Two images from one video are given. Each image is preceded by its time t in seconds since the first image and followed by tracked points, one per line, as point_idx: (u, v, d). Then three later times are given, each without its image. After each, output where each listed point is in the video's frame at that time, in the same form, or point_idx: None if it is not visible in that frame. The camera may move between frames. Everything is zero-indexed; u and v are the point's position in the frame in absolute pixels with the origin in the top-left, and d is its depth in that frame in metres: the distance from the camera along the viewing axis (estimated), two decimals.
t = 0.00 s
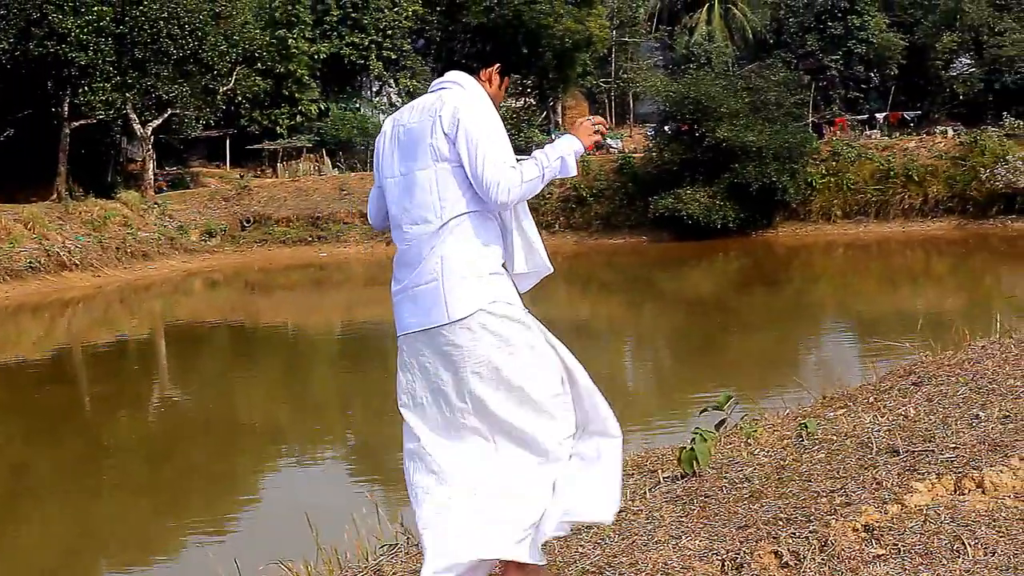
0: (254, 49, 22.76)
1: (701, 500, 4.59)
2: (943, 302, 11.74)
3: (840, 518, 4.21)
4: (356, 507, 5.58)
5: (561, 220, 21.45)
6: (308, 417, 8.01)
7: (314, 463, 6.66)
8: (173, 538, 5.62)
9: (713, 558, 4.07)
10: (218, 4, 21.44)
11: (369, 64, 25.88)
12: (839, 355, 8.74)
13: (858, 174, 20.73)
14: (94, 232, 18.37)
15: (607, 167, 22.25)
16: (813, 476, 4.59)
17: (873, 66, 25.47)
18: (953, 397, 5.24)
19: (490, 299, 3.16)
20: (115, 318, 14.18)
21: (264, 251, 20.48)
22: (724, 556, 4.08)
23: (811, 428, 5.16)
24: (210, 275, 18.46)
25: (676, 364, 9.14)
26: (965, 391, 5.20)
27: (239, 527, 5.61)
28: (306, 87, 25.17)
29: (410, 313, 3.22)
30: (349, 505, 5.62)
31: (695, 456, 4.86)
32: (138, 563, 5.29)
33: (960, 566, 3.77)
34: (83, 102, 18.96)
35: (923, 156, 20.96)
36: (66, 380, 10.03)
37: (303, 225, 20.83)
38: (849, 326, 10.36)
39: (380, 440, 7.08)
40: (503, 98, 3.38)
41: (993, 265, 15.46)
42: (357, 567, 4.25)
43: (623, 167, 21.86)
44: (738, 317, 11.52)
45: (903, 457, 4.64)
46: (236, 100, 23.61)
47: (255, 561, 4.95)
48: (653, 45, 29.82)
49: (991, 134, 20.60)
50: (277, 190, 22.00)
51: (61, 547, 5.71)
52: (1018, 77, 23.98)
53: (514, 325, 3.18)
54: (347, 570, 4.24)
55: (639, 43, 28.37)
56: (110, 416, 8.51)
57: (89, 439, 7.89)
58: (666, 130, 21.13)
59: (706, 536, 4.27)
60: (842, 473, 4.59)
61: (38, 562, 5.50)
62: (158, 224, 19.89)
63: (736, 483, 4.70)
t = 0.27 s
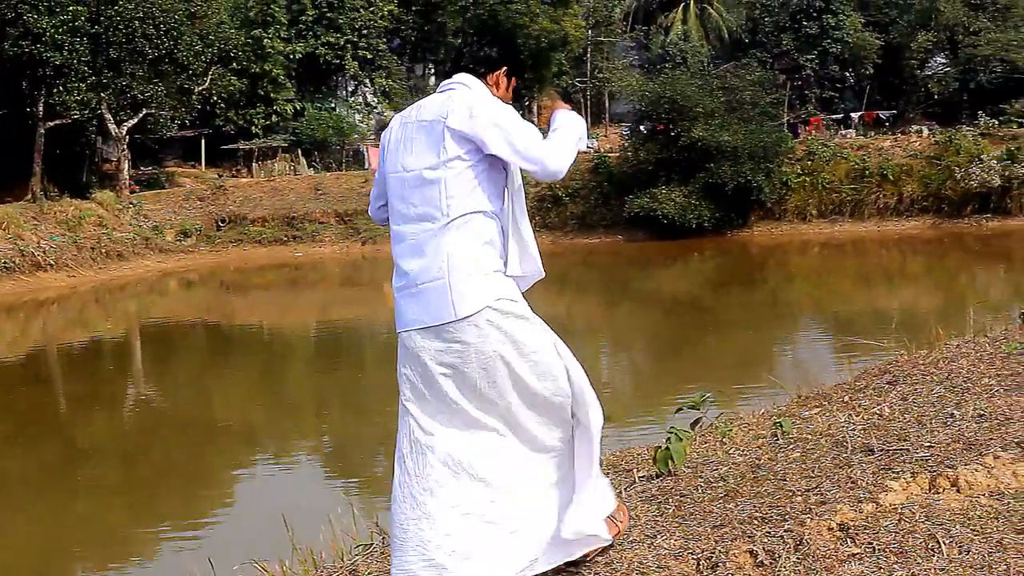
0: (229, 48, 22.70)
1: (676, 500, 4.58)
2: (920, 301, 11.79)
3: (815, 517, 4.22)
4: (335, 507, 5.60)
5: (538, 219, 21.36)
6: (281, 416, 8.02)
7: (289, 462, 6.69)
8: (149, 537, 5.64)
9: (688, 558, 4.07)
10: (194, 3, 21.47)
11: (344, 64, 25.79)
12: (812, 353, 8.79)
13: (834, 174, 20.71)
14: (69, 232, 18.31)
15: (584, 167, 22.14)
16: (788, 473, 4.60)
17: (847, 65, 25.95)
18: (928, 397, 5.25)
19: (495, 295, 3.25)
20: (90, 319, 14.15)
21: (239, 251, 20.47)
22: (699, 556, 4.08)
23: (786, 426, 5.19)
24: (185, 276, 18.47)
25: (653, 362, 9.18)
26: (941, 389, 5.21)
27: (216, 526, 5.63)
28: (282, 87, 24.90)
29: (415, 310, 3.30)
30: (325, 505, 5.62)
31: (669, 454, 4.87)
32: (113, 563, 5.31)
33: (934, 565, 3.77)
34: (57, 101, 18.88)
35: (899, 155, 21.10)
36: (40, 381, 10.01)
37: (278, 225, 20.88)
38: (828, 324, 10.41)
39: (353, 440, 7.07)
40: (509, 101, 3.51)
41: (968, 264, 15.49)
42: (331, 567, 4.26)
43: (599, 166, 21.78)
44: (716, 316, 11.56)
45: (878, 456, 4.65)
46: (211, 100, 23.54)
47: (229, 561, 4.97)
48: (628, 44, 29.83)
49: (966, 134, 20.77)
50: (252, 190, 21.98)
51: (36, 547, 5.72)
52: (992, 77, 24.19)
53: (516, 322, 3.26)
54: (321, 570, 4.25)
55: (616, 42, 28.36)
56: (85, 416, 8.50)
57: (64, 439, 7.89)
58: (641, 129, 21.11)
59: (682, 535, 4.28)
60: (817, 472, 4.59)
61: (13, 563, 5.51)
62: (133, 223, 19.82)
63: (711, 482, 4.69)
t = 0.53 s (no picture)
0: (199, 48, 22.68)
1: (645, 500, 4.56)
2: (889, 299, 11.89)
3: (784, 516, 4.23)
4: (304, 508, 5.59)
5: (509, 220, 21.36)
6: (251, 416, 8.05)
7: (259, 464, 6.70)
8: (117, 538, 5.63)
9: (658, 558, 4.05)
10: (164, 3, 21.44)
11: (314, 65, 25.68)
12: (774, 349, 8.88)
13: (802, 174, 20.93)
14: (37, 232, 18.31)
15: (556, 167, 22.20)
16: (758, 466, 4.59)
17: (816, 64, 26.01)
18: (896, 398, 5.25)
19: (513, 282, 3.35)
20: (58, 320, 14.12)
21: (208, 252, 20.54)
22: (669, 556, 4.06)
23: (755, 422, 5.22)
24: (154, 276, 18.57)
25: (622, 359, 9.25)
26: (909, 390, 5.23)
27: (187, 525, 5.63)
28: (251, 87, 24.58)
29: (433, 300, 3.35)
30: (297, 505, 5.63)
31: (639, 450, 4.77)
32: (81, 563, 5.29)
33: (903, 563, 3.78)
34: (25, 102, 18.81)
35: (867, 155, 21.39)
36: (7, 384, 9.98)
37: (246, 226, 20.99)
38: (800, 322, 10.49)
39: (323, 440, 7.09)
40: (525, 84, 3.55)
41: (936, 263, 15.50)
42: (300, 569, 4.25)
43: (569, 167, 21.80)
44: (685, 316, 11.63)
45: (847, 455, 4.65)
46: (180, 100, 23.54)
47: (198, 561, 4.98)
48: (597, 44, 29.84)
49: (934, 134, 21.02)
50: (221, 190, 21.96)
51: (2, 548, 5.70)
52: (959, 76, 24.86)
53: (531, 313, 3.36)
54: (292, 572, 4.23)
55: (585, 42, 28.32)
56: (54, 418, 8.48)
57: (33, 440, 7.86)
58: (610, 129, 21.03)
59: (651, 535, 4.27)
60: (785, 471, 4.58)
61: None
62: (102, 224, 19.77)
63: (680, 482, 4.67)
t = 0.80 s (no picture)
0: (152, 48, 22.79)
1: (597, 500, 4.59)
2: (843, 297, 11.97)
3: (737, 515, 4.24)
4: (256, 507, 5.58)
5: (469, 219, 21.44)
6: (204, 416, 8.06)
7: (213, 462, 6.76)
8: (69, 538, 5.66)
9: (611, 557, 4.09)
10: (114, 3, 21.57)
11: (267, 65, 26.10)
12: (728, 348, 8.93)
13: (756, 173, 21.87)
14: None
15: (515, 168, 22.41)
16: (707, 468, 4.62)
17: (769, 65, 27.46)
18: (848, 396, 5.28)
19: (507, 258, 3.61)
20: (9, 321, 14.10)
21: (162, 254, 20.51)
22: (622, 555, 4.09)
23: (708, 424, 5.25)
24: (107, 276, 18.56)
25: (571, 358, 9.25)
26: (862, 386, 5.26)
27: (141, 525, 5.64)
28: (204, 87, 25.00)
29: (434, 270, 3.53)
30: (255, 503, 5.65)
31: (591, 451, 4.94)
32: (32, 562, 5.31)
33: (857, 560, 3.78)
34: None
35: (819, 154, 22.29)
36: None
37: (200, 226, 21.01)
38: (756, 320, 10.54)
39: (276, 440, 7.14)
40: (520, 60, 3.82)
41: (888, 262, 15.55)
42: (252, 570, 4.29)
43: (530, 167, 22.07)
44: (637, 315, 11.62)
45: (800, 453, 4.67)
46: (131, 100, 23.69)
47: (150, 562, 4.98)
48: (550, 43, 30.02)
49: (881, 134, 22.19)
50: (174, 191, 21.85)
51: None
52: (912, 76, 25.99)
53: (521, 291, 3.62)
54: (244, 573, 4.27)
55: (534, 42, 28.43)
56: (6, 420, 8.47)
57: None
58: (565, 128, 21.61)
59: (604, 534, 4.30)
60: (738, 470, 4.57)
61: None
62: (54, 225, 19.72)
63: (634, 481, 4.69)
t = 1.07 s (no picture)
0: (89, 50, 22.02)
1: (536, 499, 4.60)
2: (783, 296, 11.97)
3: (675, 514, 4.25)
4: (193, 509, 5.63)
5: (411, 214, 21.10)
6: (140, 416, 8.12)
7: (152, 463, 6.79)
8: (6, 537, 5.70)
9: (550, 556, 4.05)
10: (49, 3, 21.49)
11: (205, 65, 24.17)
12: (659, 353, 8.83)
13: (693, 172, 20.68)
14: None
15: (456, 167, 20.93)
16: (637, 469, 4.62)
17: (708, 64, 24.64)
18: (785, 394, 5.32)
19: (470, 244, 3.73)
20: None
21: (97, 254, 20.21)
22: (561, 553, 4.07)
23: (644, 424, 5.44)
24: (44, 276, 18.67)
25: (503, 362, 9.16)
26: (799, 385, 5.28)
27: (81, 526, 5.66)
28: (142, 87, 23.25)
29: (400, 258, 3.62)
30: (193, 505, 5.69)
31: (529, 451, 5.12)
32: None
33: (794, 560, 3.80)
34: None
35: (757, 153, 21.08)
36: None
37: (138, 227, 20.69)
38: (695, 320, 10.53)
39: (215, 439, 7.18)
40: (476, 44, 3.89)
41: (829, 262, 15.38)
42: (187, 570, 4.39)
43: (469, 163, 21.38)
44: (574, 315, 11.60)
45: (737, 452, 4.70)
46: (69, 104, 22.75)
47: (87, 563, 5.02)
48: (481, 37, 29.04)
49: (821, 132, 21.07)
50: (110, 192, 21.47)
51: None
52: (850, 75, 23.27)
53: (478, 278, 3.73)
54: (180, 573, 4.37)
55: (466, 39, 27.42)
56: None
57: None
58: (502, 128, 20.13)
59: (543, 534, 4.29)
60: (677, 471, 4.60)
61: None
62: None
63: (573, 481, 4.74)
